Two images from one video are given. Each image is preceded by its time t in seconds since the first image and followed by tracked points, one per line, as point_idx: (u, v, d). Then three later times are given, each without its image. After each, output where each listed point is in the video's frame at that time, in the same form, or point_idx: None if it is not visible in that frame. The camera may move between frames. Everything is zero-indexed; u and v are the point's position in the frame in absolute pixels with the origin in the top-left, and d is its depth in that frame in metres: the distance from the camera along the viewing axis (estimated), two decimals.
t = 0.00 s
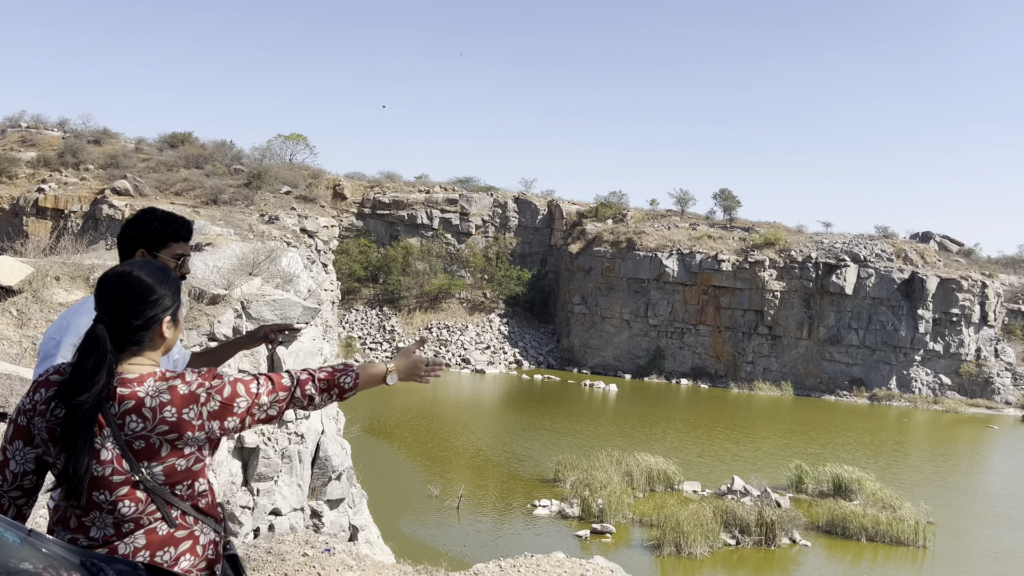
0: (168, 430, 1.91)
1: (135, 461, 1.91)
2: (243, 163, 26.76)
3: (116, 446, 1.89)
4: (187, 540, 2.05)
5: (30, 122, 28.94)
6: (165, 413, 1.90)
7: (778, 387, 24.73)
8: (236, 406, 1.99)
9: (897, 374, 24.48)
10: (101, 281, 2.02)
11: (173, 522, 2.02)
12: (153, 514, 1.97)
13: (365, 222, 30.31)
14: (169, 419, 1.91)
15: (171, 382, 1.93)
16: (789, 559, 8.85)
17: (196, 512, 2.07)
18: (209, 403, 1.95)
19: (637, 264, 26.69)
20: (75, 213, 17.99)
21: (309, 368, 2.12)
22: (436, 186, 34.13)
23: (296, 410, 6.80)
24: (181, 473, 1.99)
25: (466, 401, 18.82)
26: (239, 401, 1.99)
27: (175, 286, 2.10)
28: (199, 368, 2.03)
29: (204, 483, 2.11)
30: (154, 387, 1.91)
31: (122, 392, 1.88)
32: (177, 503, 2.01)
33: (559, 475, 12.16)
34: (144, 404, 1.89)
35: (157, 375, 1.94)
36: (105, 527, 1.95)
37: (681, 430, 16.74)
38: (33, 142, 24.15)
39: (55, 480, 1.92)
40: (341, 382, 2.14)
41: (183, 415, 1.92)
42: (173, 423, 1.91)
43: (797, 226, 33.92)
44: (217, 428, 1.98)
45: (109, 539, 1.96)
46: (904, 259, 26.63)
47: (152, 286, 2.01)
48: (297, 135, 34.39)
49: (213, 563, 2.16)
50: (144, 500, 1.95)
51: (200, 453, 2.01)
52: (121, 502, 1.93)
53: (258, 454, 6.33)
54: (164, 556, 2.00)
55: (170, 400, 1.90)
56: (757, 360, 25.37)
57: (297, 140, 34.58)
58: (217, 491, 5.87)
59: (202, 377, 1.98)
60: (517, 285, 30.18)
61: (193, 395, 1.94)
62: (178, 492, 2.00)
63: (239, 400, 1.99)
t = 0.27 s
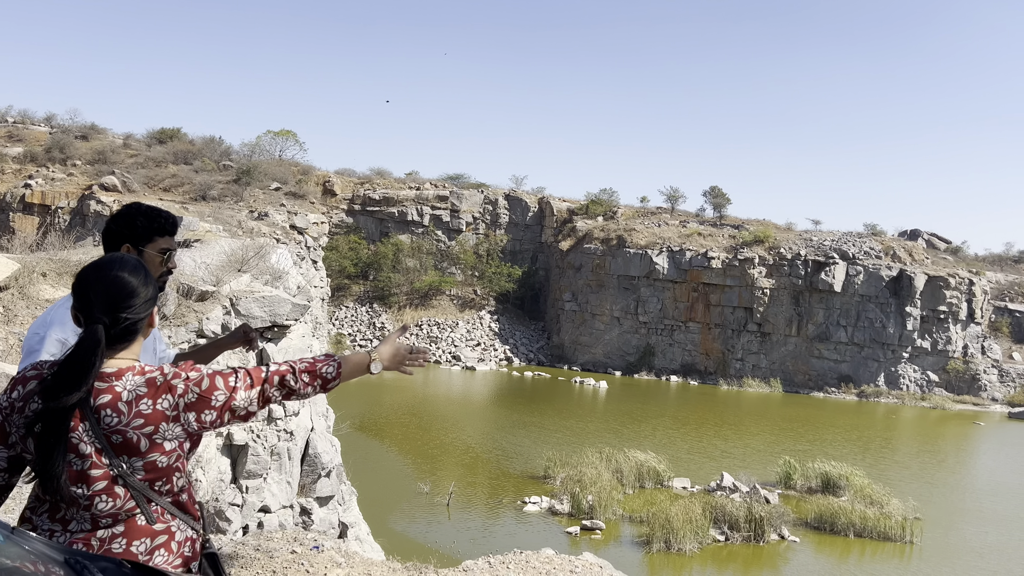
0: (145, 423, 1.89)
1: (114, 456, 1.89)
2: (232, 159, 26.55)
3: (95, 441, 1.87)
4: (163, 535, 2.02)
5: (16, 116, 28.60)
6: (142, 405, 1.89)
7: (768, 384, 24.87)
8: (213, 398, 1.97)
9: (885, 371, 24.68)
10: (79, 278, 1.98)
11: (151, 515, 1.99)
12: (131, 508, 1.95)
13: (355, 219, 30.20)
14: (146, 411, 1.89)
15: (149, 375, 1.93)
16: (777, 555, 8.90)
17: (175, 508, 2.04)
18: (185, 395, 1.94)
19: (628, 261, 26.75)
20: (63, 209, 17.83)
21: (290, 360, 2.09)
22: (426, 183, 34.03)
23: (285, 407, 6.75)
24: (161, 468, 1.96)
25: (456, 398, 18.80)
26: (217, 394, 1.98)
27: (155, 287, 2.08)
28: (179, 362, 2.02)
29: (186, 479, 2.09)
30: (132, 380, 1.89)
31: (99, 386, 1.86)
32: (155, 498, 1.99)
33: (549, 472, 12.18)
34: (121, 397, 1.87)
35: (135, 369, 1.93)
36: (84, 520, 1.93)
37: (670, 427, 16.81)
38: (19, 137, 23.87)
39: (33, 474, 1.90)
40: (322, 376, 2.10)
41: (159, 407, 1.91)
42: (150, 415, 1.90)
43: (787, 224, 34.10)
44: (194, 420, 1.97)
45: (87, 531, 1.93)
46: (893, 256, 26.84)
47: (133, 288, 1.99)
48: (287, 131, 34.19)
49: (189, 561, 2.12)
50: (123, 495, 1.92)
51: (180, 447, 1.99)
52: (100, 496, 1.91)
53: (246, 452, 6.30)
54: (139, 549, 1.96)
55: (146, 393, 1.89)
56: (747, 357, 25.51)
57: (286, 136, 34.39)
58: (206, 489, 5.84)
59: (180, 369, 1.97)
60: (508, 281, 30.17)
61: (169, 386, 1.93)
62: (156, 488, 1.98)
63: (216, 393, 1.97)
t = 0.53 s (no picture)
0: (129, 414, 1.86)
1: (98, 448, 1.87)
2: (219, 155, 26.33)
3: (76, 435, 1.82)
4: (143, 532, 2.00)
5: None
6: (125, 396, 1.85)
7: (755, 380, 25.02)
8: (195, 384, 1.93)
9: (871, 367, 24.91)
10: (58, 273, 1.93)
11: (133, 510, 1.97)
12: (111, 500, 1.94)
13: (342, 215, 30.03)
14: (129, 402, 1.85)
15: (133, 366, 1.89)
16: (764, 551, 8.96)
17: (155, 504, 2.02)
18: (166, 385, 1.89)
19: (616, 258, 26.81)
20: (47, 204, 17.64)
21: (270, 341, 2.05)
22: (415, 179, 33.90)
23: (272, 404, 6.67)
24: (144, 462, 1.92)
25: (445, 395, 18.77)
26: (199, 379, 1.93)
27: (133, 274, 2.04)
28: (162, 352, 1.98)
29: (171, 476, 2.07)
30: (115, 372, 1.86)
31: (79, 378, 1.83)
32: (138, 492, 1.96)
33: (537, 469, 12.19)
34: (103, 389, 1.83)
35: (117, 361, 1.89)
36: (63, 511, 1.92)
37: (658, 423, 16.87)
38: (2, 132, 23.53)
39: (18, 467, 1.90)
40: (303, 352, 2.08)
41: (144, 398, 1.87)
42: (134, 406, 1.86)
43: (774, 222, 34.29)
44: (180, 409, 1.92)
45: (67, 524, 1.93)
46: (879, 254, 27.05)
47: (117, 281, 1.96)
48: (274, 127, 33.93)
49: (171, 559, 2.11)
50: (104, 487, 1.91)
51: (166, 441, 1.94)
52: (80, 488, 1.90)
53: (233, 449, 6.27)
54: (118, 545, 1.95)
55: (129, 383, 1.86)
56: (734, 354, 25.65)
57: (273, 131, 34.12)
58: (193, 485, 5.81)
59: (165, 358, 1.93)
60: (496, 278, 30.13)
61: (152, 376, 1.88)
62: (140, 481, 1.95)
63: (198, 378, 1.93)
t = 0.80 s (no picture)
0: (71, 427, 1.80)
1: (50, 451, 1.83)
2: (209, 151, 26.11)
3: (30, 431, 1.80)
4: (116, 530, 1.96)
5: None
6: (73, 406, 1.79)
7: (745, 377, 25.15)
8: (144, 432, 1.85)
9: (861, 363, 25.09)
10: (41, 267, 1.92)
11: (98, 511, 1.92)
12: (70, 501, 1.89)
13: (333, 211, 29.87)
14: (76, 415, 1.79)
15: (93, 379, 1.82)
16: (755, 546, 9.00)
17: (125, 503, 1.97)
18: (116, 417, 1.82)
19: (607, 255, 26.85)
20: (34, 200, 17.48)
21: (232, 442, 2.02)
22: (406, 175, 33.77)
23: (262, 401, 6.67)
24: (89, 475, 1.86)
25: (436, 392, 18.74)
26: (149, 428, 1.85)
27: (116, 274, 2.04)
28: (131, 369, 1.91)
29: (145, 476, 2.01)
30: (75, 378, 1.82)
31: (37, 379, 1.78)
32: (100, 493, 1.91)
33: (528, 465, 12.20)
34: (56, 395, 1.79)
35: (79, 364, 1.85)
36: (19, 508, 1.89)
37: (649, 420, 16.93)
38: None
39: None
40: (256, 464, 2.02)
41: (90, 415, 1.80)
42: (77, 420, 1.79)
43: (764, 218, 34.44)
44: (119, 446, 1.84)
45: (41, 521, 1.89)
46: (868, 250, 27.22)
47: (99, 282, 1.95)
48: (264, 122, 33.68)
49: (148, 558, 2.06)
50: (64, 485, 1.88)
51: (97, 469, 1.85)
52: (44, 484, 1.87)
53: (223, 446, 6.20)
54: (87, 544, 1.91)
55: (81, 394, 1.80)
56: (725, 350, 25.77)
57: (263, 127, 33.88)
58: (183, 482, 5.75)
59: (130, 384, 1.86)
60: (488, 275, 30.09)
61: (108, 398, 1.82)
62: (101, 485, 1.90)
63: (151, 428, 1.85)
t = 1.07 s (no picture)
0: (70, 425, 1.80)
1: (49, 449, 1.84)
2: (209, 149, 26.08)
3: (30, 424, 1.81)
4: (105, 535, 1.92)
5: None
6: (72, 404, 1.79)
7: (746, 373, 25.17)
8: (119, 442, 1.82)
9: (861, 360, 25.10)
10: (49, 264, 1.94)
11: (91, 513, 1.90)
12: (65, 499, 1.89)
13: (334, 209, 29.87)
14: (73, 412, 1.79)
15: (94, 378, 1.82)
16: (755, 542, 9.02)
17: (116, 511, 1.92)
18: (105, 420, 1.80)
19: (608, 252, 26.85)
20: (34, 199, 17.53)
21: (197, 500, 2.03)
22: (406, 173, 33.73)
23: (264, 399, 6.66)
24: (82, 477, 1.86)
25: (437, 389, 18.75)
26: (124, 441, 1.82)
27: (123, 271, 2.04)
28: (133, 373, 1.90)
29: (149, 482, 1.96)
30: (77, 376, 1.81)
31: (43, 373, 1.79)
32: (93, 496, 1.89)
33: (529, 462, 12.21)
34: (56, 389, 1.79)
35: (84, 363, 1.85)
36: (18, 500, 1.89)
37: (650, 416, 16.93)
38: None
39: None
40: (203, 528, 2.00)
41: (87, 414, 1.80)
42: (76, 418, 1.79)
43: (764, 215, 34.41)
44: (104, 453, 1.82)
45: (32, 518, 1.89)
46: (869, 247, 27.18)
47: (101, 277, 1.95)
48: (264, 120, 33.67)
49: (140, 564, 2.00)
50: (59, 484, 1.87)
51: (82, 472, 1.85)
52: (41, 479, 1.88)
53: (225, 444, 6.21)
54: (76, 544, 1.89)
55: (81, 394, 1.80)
56: (725, 347, 25.77)
57: (264, 125, 33.87)
58: (185, 480, 5.76)
59: (131, 387, 1.84)
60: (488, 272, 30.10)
61: (103, 400, 1.80)
62: (93, 487, 1.88)
63: (126, 440, 1.81)
